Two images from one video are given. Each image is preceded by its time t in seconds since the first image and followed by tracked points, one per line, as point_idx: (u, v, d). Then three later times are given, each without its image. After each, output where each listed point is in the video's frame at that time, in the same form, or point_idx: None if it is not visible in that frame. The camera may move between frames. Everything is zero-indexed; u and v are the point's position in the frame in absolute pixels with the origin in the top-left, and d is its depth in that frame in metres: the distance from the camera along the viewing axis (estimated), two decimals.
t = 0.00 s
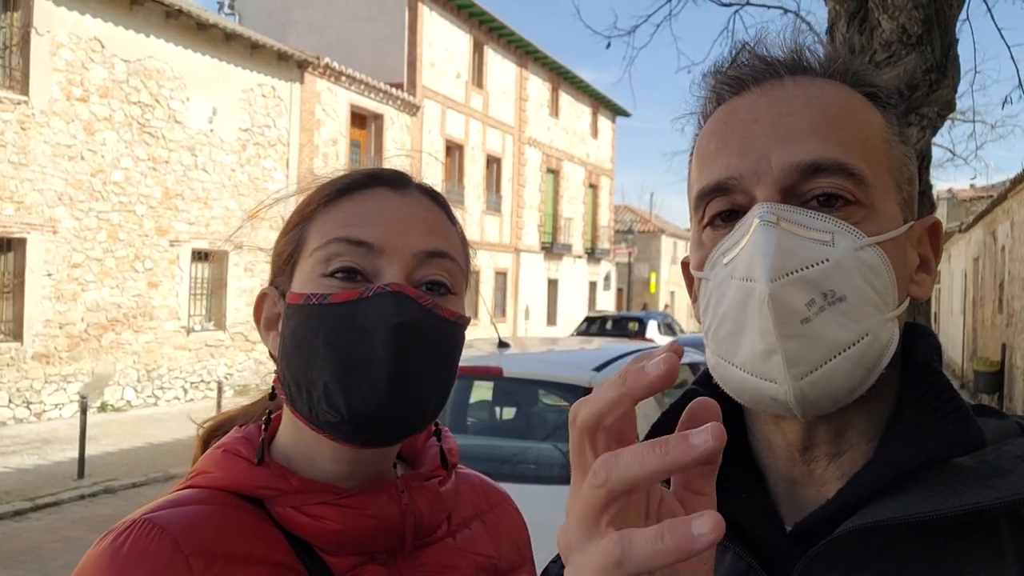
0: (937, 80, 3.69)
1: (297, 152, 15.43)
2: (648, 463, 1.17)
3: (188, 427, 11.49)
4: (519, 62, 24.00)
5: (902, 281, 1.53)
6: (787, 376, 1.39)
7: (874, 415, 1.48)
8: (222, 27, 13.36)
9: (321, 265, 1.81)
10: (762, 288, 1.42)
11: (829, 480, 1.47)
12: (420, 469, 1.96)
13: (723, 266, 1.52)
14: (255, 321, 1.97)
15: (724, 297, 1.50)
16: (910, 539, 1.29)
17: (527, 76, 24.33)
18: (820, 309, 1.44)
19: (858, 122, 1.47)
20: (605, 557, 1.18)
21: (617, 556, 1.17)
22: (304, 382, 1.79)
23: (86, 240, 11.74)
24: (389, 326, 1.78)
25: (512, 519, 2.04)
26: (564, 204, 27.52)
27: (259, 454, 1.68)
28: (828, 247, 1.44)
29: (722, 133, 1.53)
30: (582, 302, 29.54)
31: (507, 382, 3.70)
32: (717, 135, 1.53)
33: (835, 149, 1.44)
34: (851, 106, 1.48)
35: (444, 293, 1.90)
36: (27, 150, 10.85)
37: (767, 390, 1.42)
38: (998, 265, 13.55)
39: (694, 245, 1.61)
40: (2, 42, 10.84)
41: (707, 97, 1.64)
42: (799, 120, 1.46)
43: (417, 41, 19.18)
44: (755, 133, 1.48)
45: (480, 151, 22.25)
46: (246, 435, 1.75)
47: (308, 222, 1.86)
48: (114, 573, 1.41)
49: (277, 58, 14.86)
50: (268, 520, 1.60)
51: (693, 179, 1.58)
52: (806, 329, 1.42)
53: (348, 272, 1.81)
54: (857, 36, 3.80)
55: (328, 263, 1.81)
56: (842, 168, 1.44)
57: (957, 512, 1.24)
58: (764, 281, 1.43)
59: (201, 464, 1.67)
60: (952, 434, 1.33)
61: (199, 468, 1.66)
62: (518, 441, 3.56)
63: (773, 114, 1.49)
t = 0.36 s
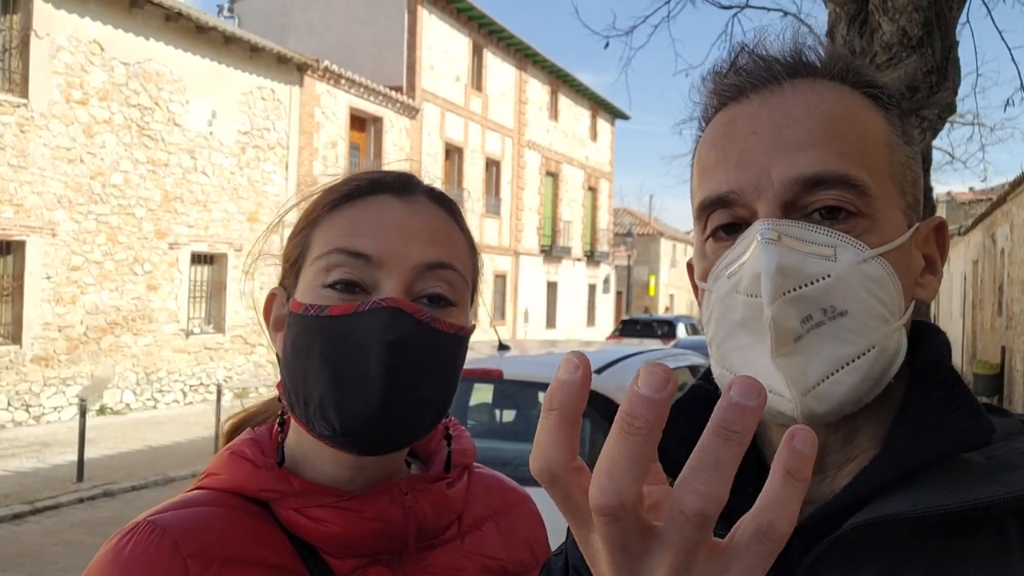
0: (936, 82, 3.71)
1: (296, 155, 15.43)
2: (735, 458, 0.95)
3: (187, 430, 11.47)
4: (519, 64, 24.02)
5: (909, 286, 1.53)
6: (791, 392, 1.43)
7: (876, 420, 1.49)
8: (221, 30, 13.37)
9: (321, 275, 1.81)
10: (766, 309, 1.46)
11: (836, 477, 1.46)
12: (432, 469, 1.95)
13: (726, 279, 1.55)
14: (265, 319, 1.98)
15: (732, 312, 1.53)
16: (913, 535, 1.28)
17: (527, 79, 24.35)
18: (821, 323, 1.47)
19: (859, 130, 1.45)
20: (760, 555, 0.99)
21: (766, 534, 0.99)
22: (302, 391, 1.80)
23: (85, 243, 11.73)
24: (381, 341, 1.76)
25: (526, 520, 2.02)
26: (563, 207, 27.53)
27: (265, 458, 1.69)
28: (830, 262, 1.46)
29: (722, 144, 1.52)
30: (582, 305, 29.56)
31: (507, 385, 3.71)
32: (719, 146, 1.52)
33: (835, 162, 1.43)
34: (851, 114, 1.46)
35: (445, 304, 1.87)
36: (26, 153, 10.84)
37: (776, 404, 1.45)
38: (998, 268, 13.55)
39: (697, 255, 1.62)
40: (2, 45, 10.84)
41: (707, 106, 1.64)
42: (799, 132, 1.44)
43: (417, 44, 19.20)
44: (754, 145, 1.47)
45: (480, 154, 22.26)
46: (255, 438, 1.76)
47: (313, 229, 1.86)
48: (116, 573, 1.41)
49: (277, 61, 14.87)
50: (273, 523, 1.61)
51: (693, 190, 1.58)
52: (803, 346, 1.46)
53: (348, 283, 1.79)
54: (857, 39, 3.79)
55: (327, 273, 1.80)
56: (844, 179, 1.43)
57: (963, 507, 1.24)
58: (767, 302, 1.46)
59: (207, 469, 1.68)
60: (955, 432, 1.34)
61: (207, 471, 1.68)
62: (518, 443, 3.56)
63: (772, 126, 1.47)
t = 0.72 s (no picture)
0: (933, 86, 3.73)
1: (295, 157, 15.43)
2: (742, 476, 0.97)
3: (186, 433, 11.47)
4: (518, 67, 24.04)
5: (906, 288, 1.54)
6: (786, 362, 1.41)
7: (867, 418, 1.48)
8: (220, 33, 13.39)
9: (321, 293, 1.81)
10: (769, 273, 1.43)
11: (825, 479, 1.46)
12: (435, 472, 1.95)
13: (727, 254, 1.53)
14: (269, 327, 1.99)
15: (727, 283, 1.51)
16: (899, 543, 1.28)
17: (525, 82, 24.36)
18: (822, 300, 1.45)
19: (872, 125, 1.47)
20: (765, 569, 1.00)
21: (770, 550, 0.99)
22: (304, 407, 1.82)
23: (84, 245, 11.73)
24: (379, 364, 1.78)
25: (532, 522, 2.02)
26: (562, 209, 27.53)
27: (267, 466, 1.71)
28: (836, 240, 1.45)
29: (736, 127, 1.52)
30: (581, 307, 29.56)
31: (506, 387, 3.71)
32: (732, 129, 1.53)
33: (848, 148, 1.44)
34: (867, 110, 1.48)
35: (443, 320, 1.88)
36: (25, 155, 10.85)
37: (766, 377, 1.43)
38: (997, 270, 13.56)
39: (699, 233, 1.60)
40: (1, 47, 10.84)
41: (724, 93, 1.64)
42: (815, 117, 1.46)
43: (416, 46, 19.21)
44: (769, 126, 1.48)
45: (479, 156, 22.27)
46: (260, 446, 1.79)
47: (313, 244, 1.86)
48: None
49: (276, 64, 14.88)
50: (275, 530, 1.62)
51: (704, 170, 1.58)
52: (807, 318, 1.44)
53: (347, 302, 1.80)
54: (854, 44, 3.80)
55: (326, 292, 1.80)
56: (855, 165, 1.44)
57: (953, 511, 1.24)
58: (770, 266, 1.43)
59: (214, 478, 1.70)
60: (945, 435, 1.34)
61: (215, 479, 1.70)
62: (516, 446, 3.56)
63: (789, 111, 1.48)
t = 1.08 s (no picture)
0: (932, 88, 3.75)
1: (294, 159, 15.43)
2: (789, 471, 0.98)
3: (185, 436, 11.46)
4: (517, 70, 24.06)
5: (909, 286, 1.54)
6: (789, 362, 1.41)
7: (870, 416, 1.49)
8: (220, 35, 13.40)
9: (317, 296, 1.82)
10: (772, 273, 1.44)
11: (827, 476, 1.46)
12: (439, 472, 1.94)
13: (730, 254, 1.53)
14: (270, 326, 2.00)
15: (731, 282, 1.51)
16: (906, 546, 1.28)
17: (525, 84, 24.38)
18: (828, 300, 1.45)
19: (876, 124, 1.47)
20: (798, 568, 1.01)
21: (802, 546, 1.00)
22: (306, 409, 1.83)
23: (83, 247, 11.73)
24: (377, 368, 1.78)
25: (534, 522, 2.02)
26: (561, 212, 27.54)
27: (274, 458, 1.72)
28: (840, 241, 1.45)
29: (741, 125, 1.52)
30: (580, 310, 29.56)
31: (505, 389, 3.68)
32: (736, 127, 1.53)
33: (851, 147, 1.44)
34: (871, 108, 1.48)
35: (438, 320, 1.88)
36: (25, 157, 10.84)
37: (767, 377, 1.44)
38: (995, 273, 13.59)
39: (702, 233, 1.61)
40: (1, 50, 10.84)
41: (727, 89, 1.64)
42: (819, 115, 1.46)
43: (416, 49, 19.23)
44: (774, 124, 1.47)
45: (478, 159, 22.27)
46: (268, 439, 1.81)
47: (309, 247, 1.86)
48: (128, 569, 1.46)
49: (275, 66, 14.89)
50: (280, 522, 1.63)
51: (708, 168, 1.58)
52: (813, 318, 1.44)
53: (343, 305, 1.81)
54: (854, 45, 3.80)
55: (323, 297, 1.81)
56: (859, 166, 1.44)
57: (955, 511, 1.25)
58: (774, 267, 1.44)
59: (223, 469, 1.72)
60: (944, 435, 1.35)
61: (221, 471, 1.73)
62: (516, 448, 3.59)
63: (793, 109, 1.48)
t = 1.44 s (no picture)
0: (931, 91, 3.75)
1: (294, 162, 15.42)
2: (789, 482, 0.98)
3: (184, 437, 11.46)
4: (516, 72, 24.06)
5: (908, 293, 1.53)
6: (786, 376, 1.41)
7: (869, 424, 1.49)
8: (219, 38, 13.41)
9: (306, 300, 1.81)
10: (766, 288, 1.43)
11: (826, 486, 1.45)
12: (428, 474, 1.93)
13: (727, 266, 1.53)
14: (255, 329, 1.98)
15: (727, 294, 1.51)
16: (910, 554, 1.28)
17: (524, 87, 24.40)
18: (825, 313, 1.44)
19: (872, 131, 1.46)
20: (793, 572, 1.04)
21: (793, 550, 1.04)
22: (298, 413, 1.82)
23: (83, 249, 11.73)
24: (370, 368, 1.78)
25: (525, 528, 2.02)
26: (560, 214, 27.55)
27: (265, 456, 1.72)
28: (836, 252, 1.44)
29: (736, 135, 1.52)
30: (579, 312, 29.56)
31: (505, 392, 3.67)
32: (731, 136, 1.53)
33: (846, 158, 1.43)
34: (865, 115, 1.47)
35: (429, 320, 1.88)
36: (24, 159, 10.85)
37: (765, 390, 1.44)
38: (995, 276, 13.58)
39: (700, 243, 1.61)
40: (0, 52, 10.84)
41: (723, 99, 1.63)
42: (814, 125, 1.45)
43: (416, 50, 19.24)
44: (769, 135, 1.47)
45: (478, 161, 22.27)
46: (258, 438, 1.80)
47: (295, 250, 1.85)
48: (114, 557, 1.46)
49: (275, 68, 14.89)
50: (269, 519, 1.63)
51: (704, 179, 1.57)
52: (810, 331, 1.43)
53: (332, 308, 1.80)
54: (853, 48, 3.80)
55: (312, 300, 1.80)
56: (854, 176, 1.43)
57: (956, 518, 1.24)
58: (768, 281, 1.43)
59: (214, 465, 1.72)
60: (943, 443, 1.34)
61: (212, 467, 1.73)
62: (516, 451, 3.59)
63: (788, 118, 1.48)
